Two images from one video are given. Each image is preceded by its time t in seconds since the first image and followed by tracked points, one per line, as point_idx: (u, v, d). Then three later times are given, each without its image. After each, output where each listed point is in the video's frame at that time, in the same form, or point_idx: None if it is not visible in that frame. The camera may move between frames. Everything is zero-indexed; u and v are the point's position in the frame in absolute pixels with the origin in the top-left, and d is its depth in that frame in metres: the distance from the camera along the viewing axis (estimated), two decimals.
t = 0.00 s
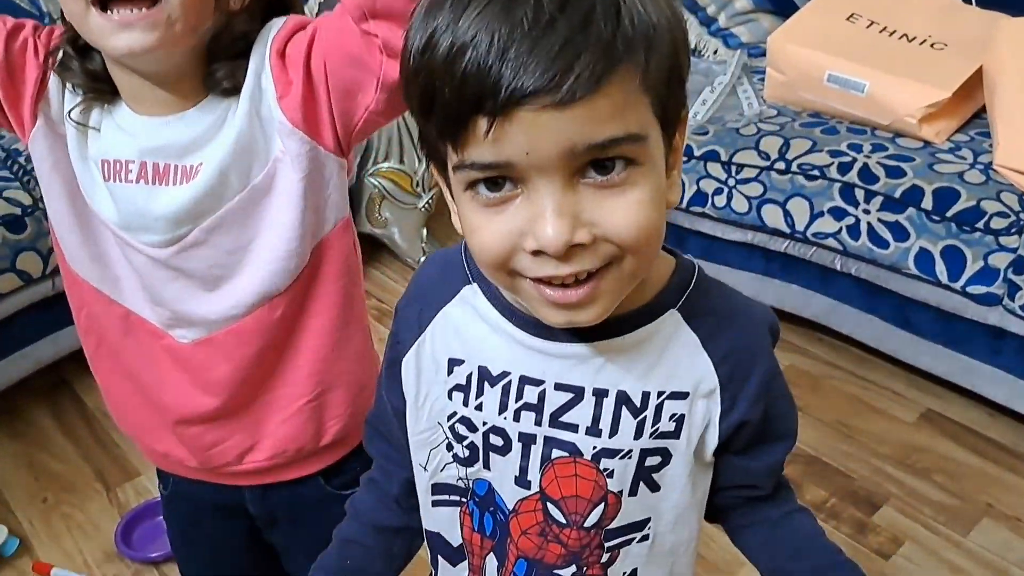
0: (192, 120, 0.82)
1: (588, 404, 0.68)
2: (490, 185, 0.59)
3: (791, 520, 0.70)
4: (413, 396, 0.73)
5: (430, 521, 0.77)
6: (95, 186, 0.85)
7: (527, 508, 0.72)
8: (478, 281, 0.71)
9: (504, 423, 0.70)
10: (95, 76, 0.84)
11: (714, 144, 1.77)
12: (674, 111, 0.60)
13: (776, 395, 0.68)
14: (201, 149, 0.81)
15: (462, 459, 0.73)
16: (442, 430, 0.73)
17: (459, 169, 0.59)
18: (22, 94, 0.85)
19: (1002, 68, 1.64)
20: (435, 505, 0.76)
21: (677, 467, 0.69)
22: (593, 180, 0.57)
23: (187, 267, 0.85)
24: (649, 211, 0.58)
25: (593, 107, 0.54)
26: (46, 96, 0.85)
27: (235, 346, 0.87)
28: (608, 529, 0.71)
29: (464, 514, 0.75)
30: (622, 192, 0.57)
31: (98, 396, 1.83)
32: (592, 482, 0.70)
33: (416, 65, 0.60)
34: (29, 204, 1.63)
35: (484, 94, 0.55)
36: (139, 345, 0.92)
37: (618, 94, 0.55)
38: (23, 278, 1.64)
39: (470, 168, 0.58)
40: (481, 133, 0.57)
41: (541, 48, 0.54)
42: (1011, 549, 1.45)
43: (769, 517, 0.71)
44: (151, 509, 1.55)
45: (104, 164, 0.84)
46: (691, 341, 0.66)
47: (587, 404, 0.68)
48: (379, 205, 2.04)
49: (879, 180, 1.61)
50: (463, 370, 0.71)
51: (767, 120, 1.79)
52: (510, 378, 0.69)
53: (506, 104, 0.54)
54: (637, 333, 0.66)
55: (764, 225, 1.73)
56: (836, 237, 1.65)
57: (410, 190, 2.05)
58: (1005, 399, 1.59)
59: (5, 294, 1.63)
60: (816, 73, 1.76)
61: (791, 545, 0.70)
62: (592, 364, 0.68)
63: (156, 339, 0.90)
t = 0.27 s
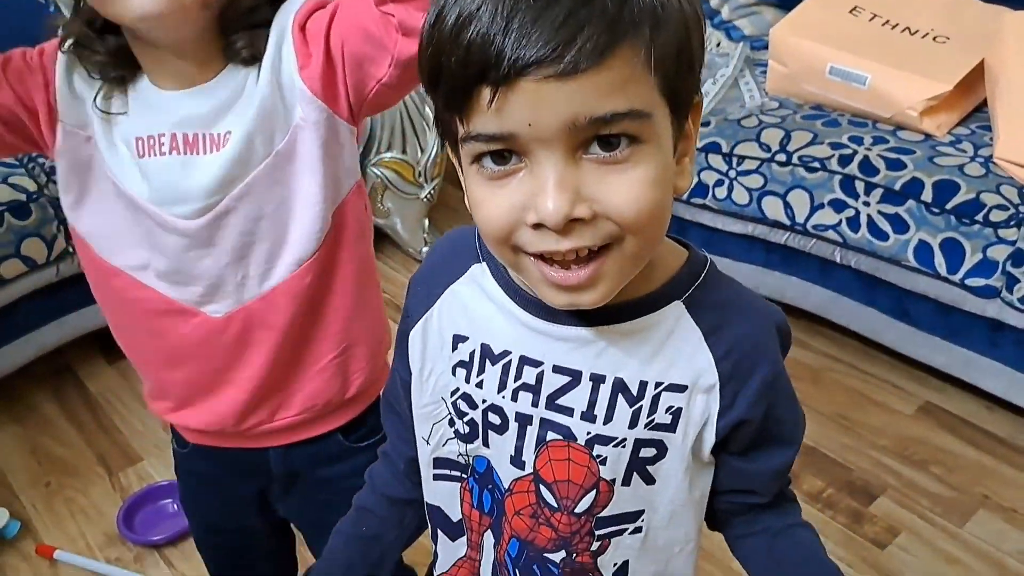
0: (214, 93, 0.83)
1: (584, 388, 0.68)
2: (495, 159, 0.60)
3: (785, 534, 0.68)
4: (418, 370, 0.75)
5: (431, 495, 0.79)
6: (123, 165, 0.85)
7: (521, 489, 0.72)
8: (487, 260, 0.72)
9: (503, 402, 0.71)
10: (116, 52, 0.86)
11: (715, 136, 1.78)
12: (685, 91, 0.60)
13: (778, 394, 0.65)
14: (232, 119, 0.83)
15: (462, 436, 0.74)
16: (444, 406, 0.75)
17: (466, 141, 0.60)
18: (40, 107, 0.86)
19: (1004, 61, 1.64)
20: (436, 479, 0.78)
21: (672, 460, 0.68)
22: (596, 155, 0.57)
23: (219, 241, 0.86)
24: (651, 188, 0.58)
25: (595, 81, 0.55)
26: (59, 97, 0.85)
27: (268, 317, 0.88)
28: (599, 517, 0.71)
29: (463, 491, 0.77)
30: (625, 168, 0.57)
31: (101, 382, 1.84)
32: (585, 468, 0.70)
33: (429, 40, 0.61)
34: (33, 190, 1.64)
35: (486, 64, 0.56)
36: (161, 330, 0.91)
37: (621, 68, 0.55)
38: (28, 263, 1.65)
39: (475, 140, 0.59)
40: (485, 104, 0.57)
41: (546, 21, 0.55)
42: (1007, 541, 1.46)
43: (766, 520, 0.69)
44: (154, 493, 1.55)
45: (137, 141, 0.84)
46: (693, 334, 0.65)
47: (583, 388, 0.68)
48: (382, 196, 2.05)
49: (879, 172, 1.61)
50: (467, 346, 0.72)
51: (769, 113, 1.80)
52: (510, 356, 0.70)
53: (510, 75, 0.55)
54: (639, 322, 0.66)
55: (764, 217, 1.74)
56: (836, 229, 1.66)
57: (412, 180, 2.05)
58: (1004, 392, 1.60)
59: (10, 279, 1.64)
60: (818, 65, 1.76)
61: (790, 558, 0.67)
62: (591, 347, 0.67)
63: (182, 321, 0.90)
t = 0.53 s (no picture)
0: (293, 69, 0.94)
1: (569, 374, 0.68)
2: (484, 157, 0.59)
3: (759, 561, 0.66)
4: (416, 345, 0.76)
5: (420, 471, 0.80)
6: (220, 147, 0.95)
7: (502, 472, 0.72)
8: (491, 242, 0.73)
9: (491, 382, 0.71)
10: (185, 50, 0.97)
11: (711, 132, 1.78)
12: (676, 90, 0.57)
13: (765, 405, 0.64)
14: (315, 94, 0.93)
15: (451, 415, 0.75)
16: (436, 382, 0.76)
17: (456, 139, 0.59)
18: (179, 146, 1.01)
19: (1000, 56, 1.64)
20: (425, 456, 0.79)
21: (651, 459, 0.67)
22: (579, 156, 0.55)
23: (311, 211, 0.95)
24: (635, 190, 0.55)
25: (572, 87, 0.53)
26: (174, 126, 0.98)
27: (346, 281, 0.98)
28: (576, 508, 0.71)
29: (450, 471, 0.78)
30: (608, 169, 0.55)
31: (100, 377, 1.85)
32: (564, 456, 0.69)
33: (422, 36, 0.60)
34: (30, 184, 1.65)
35: (470, 66, 0.55)
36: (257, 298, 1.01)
37: (601, 72, 0.53)
38: (26, 258, 1.65)
39: (463, 139, 0.58)
40: (469, 107, 0.57)
41: (527, 23, 0.54)
42: (1000, 535, 1.47)
43: (750, 535, 0.68)
44: (150, 488, 1.56)
45: (236, 127, 0.94)
46: (682, 333, 0.64)
47: (569, 374, 0.68)
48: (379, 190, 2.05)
49: (875, 167, 1.61)
50: (464, 325, 0.73)
51: (765, 108, 1.80)
52: (502, 338, 0.70)
53: (489, 81, 0.54)
54: (629, 315, 0.66)
55: (760, 212, 1.74)
56: (831, 224, 1.66)
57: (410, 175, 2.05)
58: (998, 386, 1.60)
59: (8, 274, 1.65)
60: (814, 60, 1.76)
61: None
62: (580, 334, 0.67)
63: (271, 289, 0.99)
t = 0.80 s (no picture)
0: (368, 23, 0.91)
1: (573, 362, 0.65)
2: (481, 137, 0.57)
3: (760, 567, 0.65)
4: (417, 327, 0.73)
5: (416, 459, 0.77)
6: (299, 102, 0.90)
7: (500, 462, 0.69)
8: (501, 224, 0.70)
9: (492, 368, 0.68)
10: None
11: (717, 125, 1.75)
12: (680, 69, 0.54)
13: (774, 405, 0.61)
14: (391, 48, 0.91)
15: (449, 402, 0.72)
16: (436, 368, 0.73)
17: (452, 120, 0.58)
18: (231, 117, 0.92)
19: (1008, 49, 1.62)
20: (421, 444, 0.76)
21: (655, 454, 0.64)
22: (575, 140, 0.53)
23: (389, 168, 0.93)
24: (633, 176, 0.53)
25: (566, 71, 0.51)
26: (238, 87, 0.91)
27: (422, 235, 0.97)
28: (576, 503, 0.67)
29: (447, 460, 0.75)
30: (604, 154, 0.53)
31: (98, 373, 1.83)
32: (564, 447, 0.66)
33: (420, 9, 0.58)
34: (27, 178, 1.63)
35: (462, 47, 0.53)
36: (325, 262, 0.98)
37: (597, 54, 0.51)
38: (24, 253, 1.63)
39: (458, 121, 0.57)
40: (462, 87, 0.55)
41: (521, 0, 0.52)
42: (1009, 535, 1.45)
43: (753, 542, 0.66)
44: (146, 487, 1.54)
45: (314, 81, 0.90)
46: (692, 323, 0.61)
47: (572, 362, 0.65)
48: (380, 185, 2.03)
49: (883, 162, 1.59)
50: (468, 308, 0.70)
51: (770, 102, 1.78)
52: (506, 322, 0.67)
53: (481, 62, 0.52)
54: (638, 302, 0.62)
55: (766, 207, 1.72)
56: (838, 219, 1.64)
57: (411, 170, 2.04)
58: (1007, 384, 1.58)
59: (5, 269, 1.63)
60: (820, 53, 1.75)
61: None
62: (586, 319, 0.64)
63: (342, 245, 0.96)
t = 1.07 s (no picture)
0: None
1: (601, 346, 0.60)
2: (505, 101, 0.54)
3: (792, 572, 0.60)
4: (430, 311, 0.68)
5: (425, 453, 0.72)
6: (341, 74, 0.84)
7: (519, 454, 0.64)
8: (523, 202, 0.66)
9: (512, 352, 0.64)
10: None
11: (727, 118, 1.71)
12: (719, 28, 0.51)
13: (814, 397, 0.57)
14: (433, 17, 0.86)
15: (464, 391, 0.67)
16: (450, 355, 0.68)
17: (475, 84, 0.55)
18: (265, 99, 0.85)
19: None
20: (432, 437, 0.71)
21: (688, 446, 0.59)
22: (604, 104, 0.50)
23: (432, 144, 0.88)
24: (668, 142, 0.50)
25: (594, 28, 0.48)
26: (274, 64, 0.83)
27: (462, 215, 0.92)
28: (601, 499, 0.62)
29: (460, 453, 0.70)
30: (635, 119, 0.50)
31: (90, 372, 1.77)
32: (590, 437, 0.61)
33: None
34: (17, 170, 1.57)
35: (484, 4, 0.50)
36: (357, 248, 0.92)
37: (627, 9, 0.47)
38: (14, 247, 1.58)
39: (481, 84, 0.54)
40: (483, 47, 0.52)
41: None
42: None
43: (790, 543, 0.61)
44: (178, 463, 1.51)
45: (359, 53, 0.84)
46: (731, 303, 0.57)
47: (601, 346, 0.60)
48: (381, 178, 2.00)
49: (898, 154, 1.55)
50: (487, 289, 0.65)
51: (781, 94, 1.74)
52: (529, 304, 0.63)
53: (502, 19, 0.49)
54: (672, 282, 0.58)
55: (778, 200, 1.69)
56: (852, 213, 1.60)
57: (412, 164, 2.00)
58: None
59: None
60: (833, 44, 1.71)
61: None
62: (616, 299, 0.60)
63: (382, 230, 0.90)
